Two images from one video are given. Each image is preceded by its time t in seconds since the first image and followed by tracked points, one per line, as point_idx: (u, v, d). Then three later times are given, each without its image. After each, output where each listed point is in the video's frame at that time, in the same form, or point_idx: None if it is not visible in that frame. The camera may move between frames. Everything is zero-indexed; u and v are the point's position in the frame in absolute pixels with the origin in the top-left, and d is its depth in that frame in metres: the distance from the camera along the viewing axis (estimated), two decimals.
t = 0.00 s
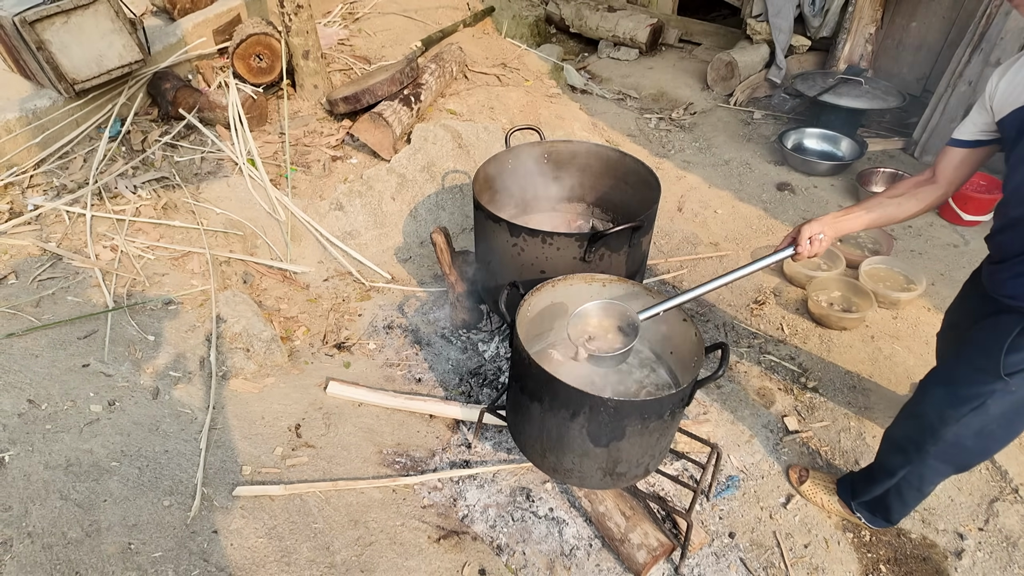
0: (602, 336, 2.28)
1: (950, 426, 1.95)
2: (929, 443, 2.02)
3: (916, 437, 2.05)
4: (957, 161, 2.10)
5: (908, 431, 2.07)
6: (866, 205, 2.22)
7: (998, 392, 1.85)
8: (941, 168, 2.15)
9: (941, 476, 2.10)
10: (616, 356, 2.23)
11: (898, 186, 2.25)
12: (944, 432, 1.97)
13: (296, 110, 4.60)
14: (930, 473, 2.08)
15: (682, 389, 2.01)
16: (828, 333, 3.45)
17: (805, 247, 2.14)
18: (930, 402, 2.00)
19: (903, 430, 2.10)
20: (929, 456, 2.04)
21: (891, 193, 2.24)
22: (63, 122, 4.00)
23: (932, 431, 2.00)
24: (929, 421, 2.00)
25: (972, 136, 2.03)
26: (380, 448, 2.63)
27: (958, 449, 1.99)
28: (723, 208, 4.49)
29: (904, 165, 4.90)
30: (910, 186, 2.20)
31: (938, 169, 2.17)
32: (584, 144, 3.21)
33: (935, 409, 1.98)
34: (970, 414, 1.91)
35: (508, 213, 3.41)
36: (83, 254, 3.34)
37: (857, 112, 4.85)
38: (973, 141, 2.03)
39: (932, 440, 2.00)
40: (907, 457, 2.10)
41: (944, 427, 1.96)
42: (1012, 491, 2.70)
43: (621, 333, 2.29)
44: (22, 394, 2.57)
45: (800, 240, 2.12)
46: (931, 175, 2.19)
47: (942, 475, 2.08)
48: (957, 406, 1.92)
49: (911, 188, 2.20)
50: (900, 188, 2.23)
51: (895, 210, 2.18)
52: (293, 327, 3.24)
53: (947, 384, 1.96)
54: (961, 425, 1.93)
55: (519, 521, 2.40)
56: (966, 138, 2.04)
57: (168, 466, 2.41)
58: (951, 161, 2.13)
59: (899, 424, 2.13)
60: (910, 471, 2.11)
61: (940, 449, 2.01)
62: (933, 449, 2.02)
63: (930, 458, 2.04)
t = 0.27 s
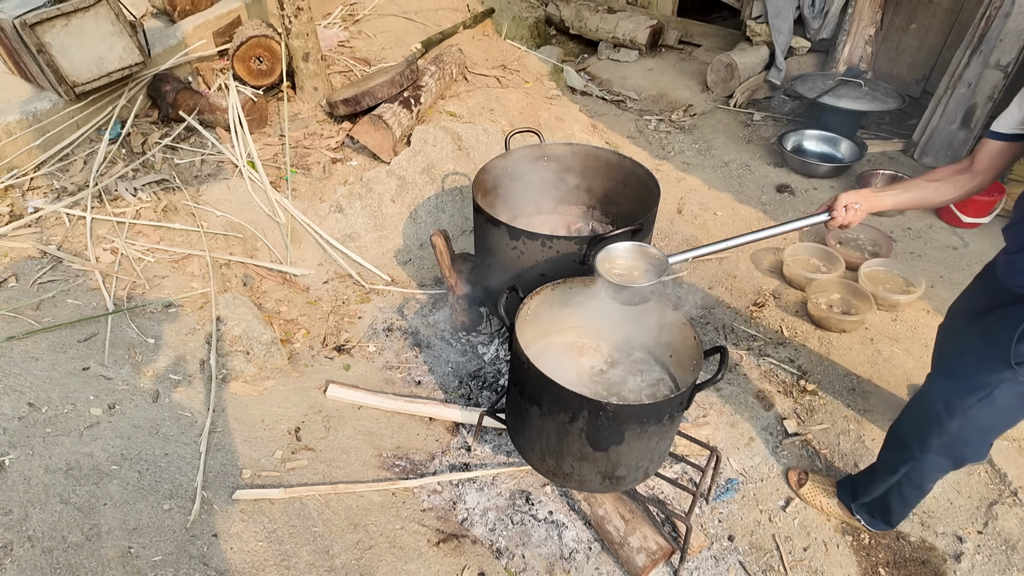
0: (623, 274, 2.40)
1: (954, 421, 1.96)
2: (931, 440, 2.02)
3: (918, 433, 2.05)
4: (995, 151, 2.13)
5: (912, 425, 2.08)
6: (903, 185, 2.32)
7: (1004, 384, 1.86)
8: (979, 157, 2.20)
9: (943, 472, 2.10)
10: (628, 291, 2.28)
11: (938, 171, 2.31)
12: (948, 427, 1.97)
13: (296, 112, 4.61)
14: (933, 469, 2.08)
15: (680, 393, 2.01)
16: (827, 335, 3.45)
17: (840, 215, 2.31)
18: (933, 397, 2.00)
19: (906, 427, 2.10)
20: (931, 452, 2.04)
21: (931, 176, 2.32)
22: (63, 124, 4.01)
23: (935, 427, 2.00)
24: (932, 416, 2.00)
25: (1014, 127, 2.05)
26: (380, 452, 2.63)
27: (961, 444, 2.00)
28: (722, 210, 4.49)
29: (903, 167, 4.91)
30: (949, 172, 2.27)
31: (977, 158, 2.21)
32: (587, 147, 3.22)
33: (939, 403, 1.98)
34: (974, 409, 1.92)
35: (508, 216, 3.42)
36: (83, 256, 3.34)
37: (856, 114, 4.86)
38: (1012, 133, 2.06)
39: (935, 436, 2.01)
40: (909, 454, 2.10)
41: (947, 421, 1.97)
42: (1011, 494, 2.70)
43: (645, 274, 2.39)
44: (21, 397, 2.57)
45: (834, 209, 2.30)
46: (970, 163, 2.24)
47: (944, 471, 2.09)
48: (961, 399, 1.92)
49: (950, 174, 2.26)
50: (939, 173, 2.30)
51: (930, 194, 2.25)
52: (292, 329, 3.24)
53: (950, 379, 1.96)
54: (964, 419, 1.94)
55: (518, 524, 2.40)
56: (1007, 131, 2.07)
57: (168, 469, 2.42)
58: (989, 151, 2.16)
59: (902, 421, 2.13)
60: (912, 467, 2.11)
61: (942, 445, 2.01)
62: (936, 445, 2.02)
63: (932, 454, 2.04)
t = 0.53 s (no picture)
0: (667, 228, 2.84)
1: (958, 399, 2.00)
2: (934, 421, 2.06)
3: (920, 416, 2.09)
4: None
5: (916, 412, 2.11)
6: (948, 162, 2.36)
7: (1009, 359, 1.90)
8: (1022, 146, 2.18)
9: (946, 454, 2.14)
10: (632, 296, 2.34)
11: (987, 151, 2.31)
12: (952, 406, 2.01)
13: (294, 116, 4.62)
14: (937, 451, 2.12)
15: (675, 399, 2.02)
16: (823, 339, 3.46)
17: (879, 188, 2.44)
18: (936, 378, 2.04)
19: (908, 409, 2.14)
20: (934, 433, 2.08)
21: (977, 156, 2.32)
22: (61, 129, 4.02)
23: (938, 408, 2.04)
24: (935, 398, 2.04)
25: None
26: (376, 457, 2.64)
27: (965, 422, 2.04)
28: (719, 214, 4.50)
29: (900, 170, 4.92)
30: (994, 155, 2.27)
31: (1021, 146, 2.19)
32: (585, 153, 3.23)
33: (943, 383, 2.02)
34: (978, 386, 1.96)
35: (504, 221, 3.42)
36: (81, 261, 3.35)
37: (853, 118, 4.87)
38: None
39: (938, 416, 2.04)
40: (912, 437, 2.13)
41: (952, 399, 2.00)
42: (1005, 498, 2.71)
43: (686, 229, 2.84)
44: (19, 402, 2.58)
45: (874, 184, 2.43)
46: (1015, 150, 2.22)
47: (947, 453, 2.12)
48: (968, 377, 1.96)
49: (994, 158, 2.27)
50: (985, 155, 2.30)
51: (969, 177, 2.29)
52: (290, 334, 3.25)
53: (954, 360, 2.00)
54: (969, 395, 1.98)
55: (514, 529, 2.41)
56: None
57: (165, 475, 2.42)
58: None
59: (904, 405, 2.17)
60: (915, 451, 2.14)
61: (946, 425, 2.05)
62: (938, 425, 2.06)
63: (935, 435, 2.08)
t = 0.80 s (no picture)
0: (712, 198, 3.29)
1: (943, 358, 2.17)
2: (920, 381, 2.23)
3: (904, 379, 2.27)
4: None
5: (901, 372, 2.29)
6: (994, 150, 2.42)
7: (987, 318, 2.10)
8: None
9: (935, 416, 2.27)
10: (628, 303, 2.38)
11: None
12: (938, 364, 2.19)
13: (286, 122, 4.62)
14: (927, 410, 2.25)
15: (664, 406, 2.02)
16: (815, 344, 3.47)
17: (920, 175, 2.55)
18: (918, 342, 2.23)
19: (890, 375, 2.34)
20: (920, 394, 2.24)
21: None
22: (52, 136, 4.01)
23: (925, 367, 2.21)
24: (921, 359, 2.22)
25: None
26: (366, 465, 2.64)
27: (948, 381, 2.20)
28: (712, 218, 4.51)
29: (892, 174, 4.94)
30: None
31: None
32: (576, 159, 3.24)
33: (927, 344, 2.20)
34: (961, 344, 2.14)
35: (496, 229, 3.41)
36: (71, 269, 3.34)
37: (844, 122, 4.89)
38: None
39: (924, 374, 2.21)
40: (898, 399, 2.30)
41: (938, 358, 2.18)
42: (995, 502, 2.71)
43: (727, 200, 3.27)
44: (7, 413, 2.57)
45: (914, 170, 2.54)
46: None
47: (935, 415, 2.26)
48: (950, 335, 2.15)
49: None
50: None
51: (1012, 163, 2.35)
52: (281, 341, 3.25)
53: (935, 323, 2.21)
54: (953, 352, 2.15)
55: (505, 536, 2.41)
56: None
57: (153, 485, 2.41)
58: None
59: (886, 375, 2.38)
60: (903, 411, 2.29)
61: (931, 384, 2.21)
62: (923, 385, 2.23)
63: (920, 395, 2.24)
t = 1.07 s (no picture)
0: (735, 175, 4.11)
1: (919, 326, 2.50)
2: (904, 346, 2.57)
3: (894, 344, 2.63)
4: None
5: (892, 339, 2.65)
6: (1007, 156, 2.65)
7: (951, 291, 2.39)
8: None
9: (925, 378, 2.58)
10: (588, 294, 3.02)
11: None
12: (915, 331, 2.52)
13: (273, 129, 4.60)
14: (913, 373, 2.58)
15: (648, 411, 2.03)
16: (801, 346, 3.49)
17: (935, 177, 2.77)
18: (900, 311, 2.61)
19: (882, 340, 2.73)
20: (904, 357, 2.58)
21: None
22: (35, 144, 3.97)
23: (906, 335, 2.56)
24: (903, 327, 2.57)
25: None
26: (353, 473, 2.62)
27: (929, 346, 2.51)
28: (699, 221, 4.53)
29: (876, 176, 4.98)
30: None
31: None
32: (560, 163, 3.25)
33: (908, 315, 2.55)
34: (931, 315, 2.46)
35: (482, 236, 3.41)
36: (53, 279, 3.31)
37: (829, 125, 4.93)
38: None
39: (906, 341, 2.56)
40: (889, 362, 2.67)
41: (915, 326, 2.52)
42: (979, 502, 2.73)
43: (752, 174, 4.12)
44: None
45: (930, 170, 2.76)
46: None
47: (922, 378, 2.57)
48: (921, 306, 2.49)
49: None
50: None
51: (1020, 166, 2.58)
52: (267, 349, 3.23)
53: (912, 295, 2.55)
54: (927, 321, 2.48)
55: (492, 543, 2.40)
56: None
57: (136, 497, 2.39)
58: None
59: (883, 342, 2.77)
60: (893, 373, 2.66)
61: (912, 349, 2.55)
62: (909, 351, 2.56)
63: (904, 358, 2.59)
